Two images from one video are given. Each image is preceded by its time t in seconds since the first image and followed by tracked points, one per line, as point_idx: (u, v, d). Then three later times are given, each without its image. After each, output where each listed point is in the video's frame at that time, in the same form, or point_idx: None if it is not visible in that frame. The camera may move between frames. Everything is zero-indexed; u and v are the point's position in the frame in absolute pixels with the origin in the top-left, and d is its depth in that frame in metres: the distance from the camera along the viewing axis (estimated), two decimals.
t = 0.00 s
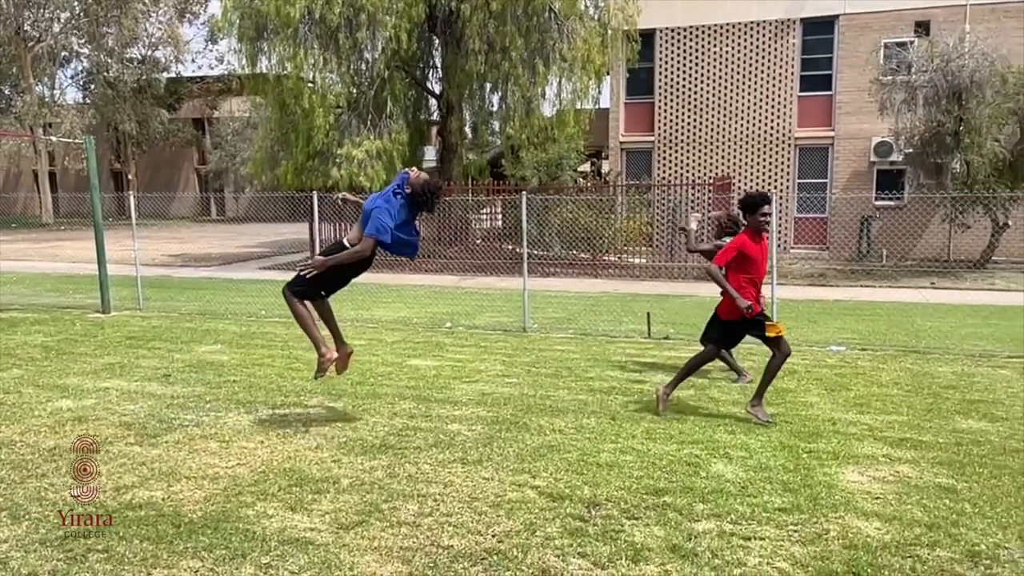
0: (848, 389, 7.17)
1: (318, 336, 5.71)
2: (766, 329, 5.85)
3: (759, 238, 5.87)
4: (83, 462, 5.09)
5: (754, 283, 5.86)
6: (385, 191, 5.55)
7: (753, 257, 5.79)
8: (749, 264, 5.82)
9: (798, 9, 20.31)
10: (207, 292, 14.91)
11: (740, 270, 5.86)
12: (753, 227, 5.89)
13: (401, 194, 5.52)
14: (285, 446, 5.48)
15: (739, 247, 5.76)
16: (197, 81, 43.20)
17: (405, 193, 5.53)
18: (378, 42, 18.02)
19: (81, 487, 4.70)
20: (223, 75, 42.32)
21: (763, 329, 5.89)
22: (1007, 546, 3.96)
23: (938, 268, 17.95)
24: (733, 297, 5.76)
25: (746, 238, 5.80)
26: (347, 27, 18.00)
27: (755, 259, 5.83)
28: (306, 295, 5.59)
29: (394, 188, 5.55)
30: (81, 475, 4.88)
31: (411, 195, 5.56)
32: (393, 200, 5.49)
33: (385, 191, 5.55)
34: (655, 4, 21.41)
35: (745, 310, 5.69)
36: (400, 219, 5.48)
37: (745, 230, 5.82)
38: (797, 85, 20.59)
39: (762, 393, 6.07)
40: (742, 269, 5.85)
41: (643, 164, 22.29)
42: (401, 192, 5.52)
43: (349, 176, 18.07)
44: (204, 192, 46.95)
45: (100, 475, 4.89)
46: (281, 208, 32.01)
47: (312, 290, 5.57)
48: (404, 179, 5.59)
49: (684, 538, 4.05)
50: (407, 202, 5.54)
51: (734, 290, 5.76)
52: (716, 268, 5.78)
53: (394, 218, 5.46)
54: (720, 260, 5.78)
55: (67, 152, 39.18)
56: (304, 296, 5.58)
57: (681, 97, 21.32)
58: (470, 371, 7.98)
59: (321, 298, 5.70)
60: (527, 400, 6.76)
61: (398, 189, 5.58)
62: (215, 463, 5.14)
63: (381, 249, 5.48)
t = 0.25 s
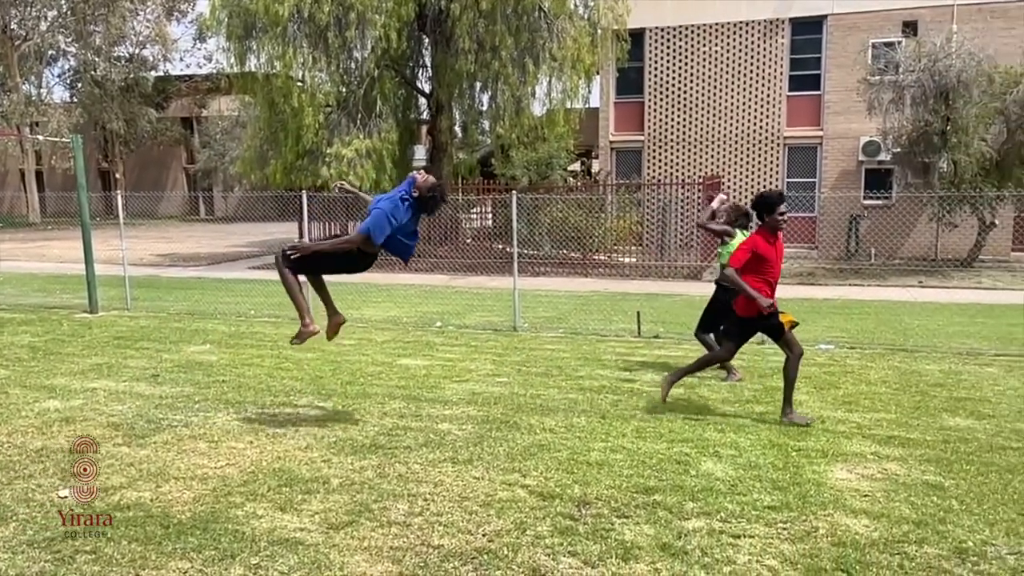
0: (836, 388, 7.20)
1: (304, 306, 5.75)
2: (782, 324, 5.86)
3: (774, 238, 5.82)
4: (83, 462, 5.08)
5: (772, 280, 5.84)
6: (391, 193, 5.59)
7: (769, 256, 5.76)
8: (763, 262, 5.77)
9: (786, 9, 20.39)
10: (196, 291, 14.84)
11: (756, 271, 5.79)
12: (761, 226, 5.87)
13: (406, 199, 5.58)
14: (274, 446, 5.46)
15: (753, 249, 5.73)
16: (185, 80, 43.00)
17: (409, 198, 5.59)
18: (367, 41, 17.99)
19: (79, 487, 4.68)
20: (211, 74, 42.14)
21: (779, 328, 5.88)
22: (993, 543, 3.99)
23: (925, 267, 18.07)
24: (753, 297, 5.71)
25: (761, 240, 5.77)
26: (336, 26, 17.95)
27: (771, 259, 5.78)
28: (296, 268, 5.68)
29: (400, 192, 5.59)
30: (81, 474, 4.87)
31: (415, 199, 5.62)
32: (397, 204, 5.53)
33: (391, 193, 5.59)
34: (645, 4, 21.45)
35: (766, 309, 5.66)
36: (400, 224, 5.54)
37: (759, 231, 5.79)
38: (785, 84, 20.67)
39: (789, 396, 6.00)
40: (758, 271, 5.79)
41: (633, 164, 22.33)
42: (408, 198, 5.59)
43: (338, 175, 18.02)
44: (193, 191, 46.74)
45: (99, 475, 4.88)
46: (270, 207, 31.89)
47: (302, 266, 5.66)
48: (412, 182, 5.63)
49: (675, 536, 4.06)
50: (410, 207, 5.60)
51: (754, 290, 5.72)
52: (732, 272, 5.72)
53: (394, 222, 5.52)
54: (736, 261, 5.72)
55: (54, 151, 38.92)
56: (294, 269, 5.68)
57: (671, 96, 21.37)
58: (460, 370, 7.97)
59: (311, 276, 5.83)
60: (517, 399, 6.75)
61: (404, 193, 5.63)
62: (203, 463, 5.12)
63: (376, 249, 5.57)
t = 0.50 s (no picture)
0: (828, 386, 7.22)
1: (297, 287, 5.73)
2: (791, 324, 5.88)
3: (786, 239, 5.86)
4: (85, 462, 5.07)
5: (784, 281, 5.86)
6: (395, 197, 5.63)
7: (781, 256, 5.78)
8: (776, 263, 5.79)
9: (778, 9, 20.45)
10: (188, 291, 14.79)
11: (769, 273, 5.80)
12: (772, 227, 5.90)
13: (409, 204, 5.62)
14: (266, 446, 5.45)
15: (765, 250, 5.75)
16: (176, 78, 42.86)
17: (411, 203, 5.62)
18: (360, 40, 17.96)
19: (79, 487, 4.68)
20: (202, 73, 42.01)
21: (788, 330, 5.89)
22: (984, 540, 4.01)
23: (916, 266, 18.15)
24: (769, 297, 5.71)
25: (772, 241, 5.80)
26: (328, 24, 17.91)
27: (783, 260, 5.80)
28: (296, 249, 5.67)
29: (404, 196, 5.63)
30: (82, 474, 4.86)
31: (418, 205, 5.65)
32: (398, 208, 5.57)
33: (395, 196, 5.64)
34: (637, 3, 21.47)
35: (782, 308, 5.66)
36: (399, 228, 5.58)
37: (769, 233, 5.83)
38: (777, 84, 20.73)
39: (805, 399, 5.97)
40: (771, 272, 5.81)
41: (626, 163, 22.35)
42: (410, 203, 5.62)
43: (330, 174, 17.98)
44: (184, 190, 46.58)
45: (100, 475, 4.87)
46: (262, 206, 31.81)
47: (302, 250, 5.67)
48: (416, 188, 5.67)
49: (667, 535, 4.07)
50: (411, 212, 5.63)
51: (768, 291, 5.72)
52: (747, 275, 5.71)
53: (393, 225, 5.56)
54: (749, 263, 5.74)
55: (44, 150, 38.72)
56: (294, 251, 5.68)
57: (663, 95, 21.39)
58: (453, 370, 7.96)
59: (309, 262, 5.89)
60: (510, 399, 6.75)
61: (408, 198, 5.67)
62: (195, 463, 5.10)
63: (371, 248, 5.62)
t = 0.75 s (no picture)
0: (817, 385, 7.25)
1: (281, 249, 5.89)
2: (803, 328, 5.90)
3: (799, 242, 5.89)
4: (83, 462, 5.06)
5: (798, 283, 5.89)
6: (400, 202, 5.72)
7: (795, 258, 5.81)
8: (791, 266, 5.81)
9: (767, 9, 20.53)
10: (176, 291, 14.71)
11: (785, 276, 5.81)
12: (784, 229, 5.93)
13: (410, 213, 5.69)
14: (256, 446, 5.43)
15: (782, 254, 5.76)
16: (164, 77, 42.70)
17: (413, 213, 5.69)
18: (349, 39, 17.92)
19: (80, 487, 4.66)
20: (191, 72, 41.86)
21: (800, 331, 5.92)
22: (971, 538, 4.03)
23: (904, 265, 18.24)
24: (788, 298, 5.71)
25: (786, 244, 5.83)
26: (317, 23, 17.87)
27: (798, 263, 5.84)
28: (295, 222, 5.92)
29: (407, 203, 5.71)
30: (81, 474, 4.85)
31: (418, 216, 5.72)
32: (397, 215, 5.65)
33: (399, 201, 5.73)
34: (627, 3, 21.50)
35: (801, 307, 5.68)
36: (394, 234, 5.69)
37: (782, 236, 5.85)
38: (766, 84, 20.80)
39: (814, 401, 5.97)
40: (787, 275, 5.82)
41: (615, 162, 22.38)
42: (411, 212, 5.69)
43: (320, 173, 17.92)
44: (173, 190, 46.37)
45: (99, 475, 4.86)
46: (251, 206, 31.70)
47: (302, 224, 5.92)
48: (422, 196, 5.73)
49: (657, 533, 4.08)
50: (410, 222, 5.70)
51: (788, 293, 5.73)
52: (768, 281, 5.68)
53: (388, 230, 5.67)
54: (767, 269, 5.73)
55: (31, 150, 38.46)
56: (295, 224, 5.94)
57: (653, 95, 21.43)
58: (443, 369, 7.95)
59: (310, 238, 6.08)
60: (500, 398, 6.75)
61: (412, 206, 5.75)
62: (184, 464, 5.08)
63: (364, 245, 5.79)
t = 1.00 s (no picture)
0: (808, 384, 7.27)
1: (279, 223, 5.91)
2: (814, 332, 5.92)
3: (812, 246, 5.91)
4: (82, 462, 5.06)
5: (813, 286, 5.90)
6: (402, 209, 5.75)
7: (809, 261, 5.82)
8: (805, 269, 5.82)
9: (757, 10, 20.59)
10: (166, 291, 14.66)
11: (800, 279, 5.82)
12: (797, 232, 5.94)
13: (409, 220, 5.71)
14: (246, 447, 5.41)
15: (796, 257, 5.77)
16: (154, 77, 42.56)
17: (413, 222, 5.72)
18: (340, 39, 17.89)
19: (78, 487, 4.66)
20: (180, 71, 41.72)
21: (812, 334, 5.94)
22: (960, 536, 4.05)
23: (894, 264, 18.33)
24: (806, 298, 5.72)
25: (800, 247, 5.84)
26: (308, 23, 17.82)
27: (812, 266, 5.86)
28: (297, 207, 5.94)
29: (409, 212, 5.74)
30: (80, 475, 4.85)
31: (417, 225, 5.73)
32: (397, 219, 5.67)
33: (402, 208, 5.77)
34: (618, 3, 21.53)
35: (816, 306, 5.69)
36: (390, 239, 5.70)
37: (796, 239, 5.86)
38: (757, 84, 20.86)
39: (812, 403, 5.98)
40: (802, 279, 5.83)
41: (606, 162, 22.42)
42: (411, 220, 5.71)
43: (311, 173, 17.87)
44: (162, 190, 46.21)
45: (98, 475, 4.85)
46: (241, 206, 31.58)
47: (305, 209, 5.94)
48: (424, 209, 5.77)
49: (648, 532, 4.09)
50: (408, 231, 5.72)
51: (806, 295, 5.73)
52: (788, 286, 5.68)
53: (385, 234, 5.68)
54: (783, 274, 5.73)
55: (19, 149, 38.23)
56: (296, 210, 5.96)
57: (643, 95, 21.47)
58: (434, 369, 7.94)
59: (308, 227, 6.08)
60: (492, 398, 6.74)
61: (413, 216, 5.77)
62: (174, 465, 5.06)
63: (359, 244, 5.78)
